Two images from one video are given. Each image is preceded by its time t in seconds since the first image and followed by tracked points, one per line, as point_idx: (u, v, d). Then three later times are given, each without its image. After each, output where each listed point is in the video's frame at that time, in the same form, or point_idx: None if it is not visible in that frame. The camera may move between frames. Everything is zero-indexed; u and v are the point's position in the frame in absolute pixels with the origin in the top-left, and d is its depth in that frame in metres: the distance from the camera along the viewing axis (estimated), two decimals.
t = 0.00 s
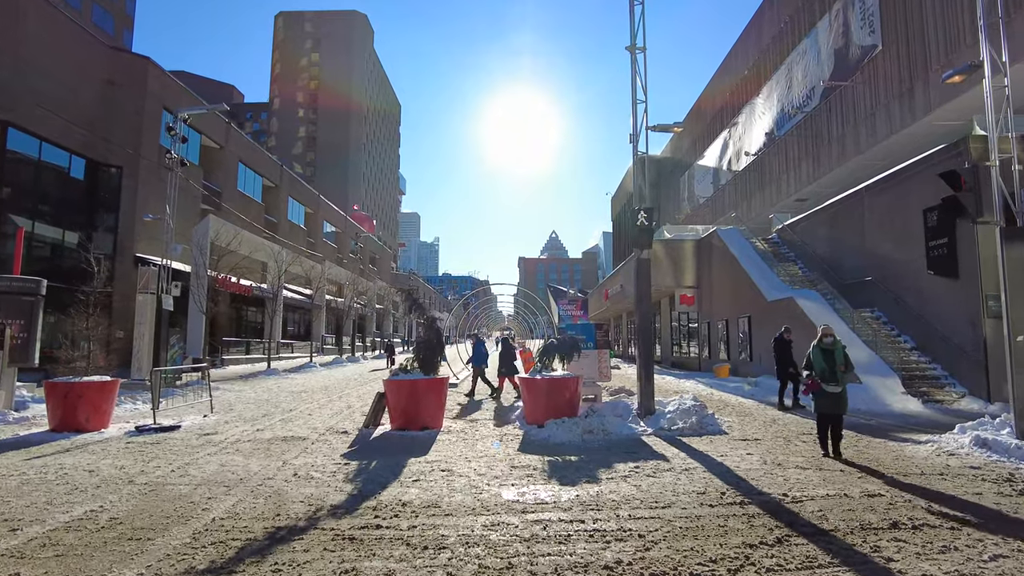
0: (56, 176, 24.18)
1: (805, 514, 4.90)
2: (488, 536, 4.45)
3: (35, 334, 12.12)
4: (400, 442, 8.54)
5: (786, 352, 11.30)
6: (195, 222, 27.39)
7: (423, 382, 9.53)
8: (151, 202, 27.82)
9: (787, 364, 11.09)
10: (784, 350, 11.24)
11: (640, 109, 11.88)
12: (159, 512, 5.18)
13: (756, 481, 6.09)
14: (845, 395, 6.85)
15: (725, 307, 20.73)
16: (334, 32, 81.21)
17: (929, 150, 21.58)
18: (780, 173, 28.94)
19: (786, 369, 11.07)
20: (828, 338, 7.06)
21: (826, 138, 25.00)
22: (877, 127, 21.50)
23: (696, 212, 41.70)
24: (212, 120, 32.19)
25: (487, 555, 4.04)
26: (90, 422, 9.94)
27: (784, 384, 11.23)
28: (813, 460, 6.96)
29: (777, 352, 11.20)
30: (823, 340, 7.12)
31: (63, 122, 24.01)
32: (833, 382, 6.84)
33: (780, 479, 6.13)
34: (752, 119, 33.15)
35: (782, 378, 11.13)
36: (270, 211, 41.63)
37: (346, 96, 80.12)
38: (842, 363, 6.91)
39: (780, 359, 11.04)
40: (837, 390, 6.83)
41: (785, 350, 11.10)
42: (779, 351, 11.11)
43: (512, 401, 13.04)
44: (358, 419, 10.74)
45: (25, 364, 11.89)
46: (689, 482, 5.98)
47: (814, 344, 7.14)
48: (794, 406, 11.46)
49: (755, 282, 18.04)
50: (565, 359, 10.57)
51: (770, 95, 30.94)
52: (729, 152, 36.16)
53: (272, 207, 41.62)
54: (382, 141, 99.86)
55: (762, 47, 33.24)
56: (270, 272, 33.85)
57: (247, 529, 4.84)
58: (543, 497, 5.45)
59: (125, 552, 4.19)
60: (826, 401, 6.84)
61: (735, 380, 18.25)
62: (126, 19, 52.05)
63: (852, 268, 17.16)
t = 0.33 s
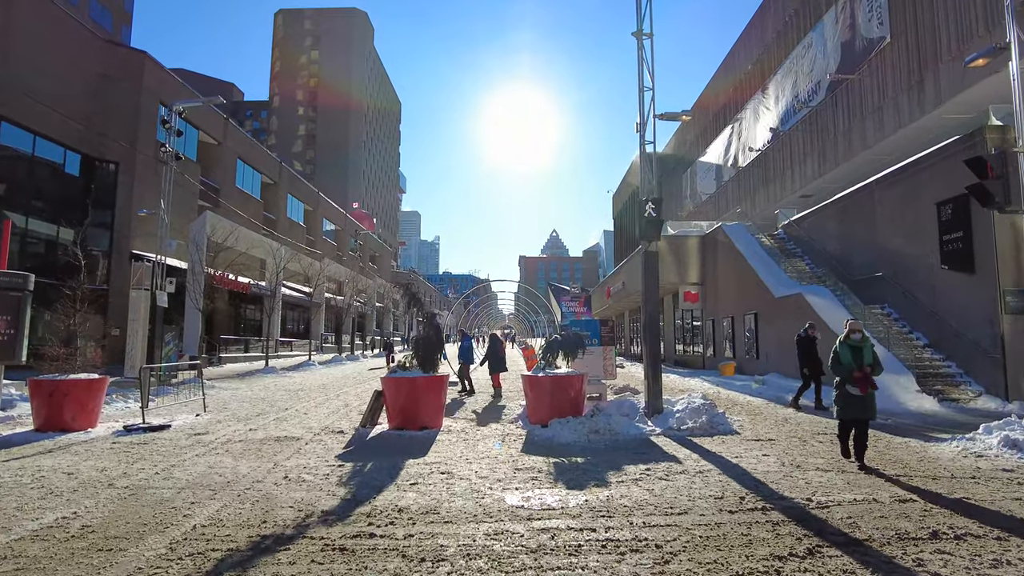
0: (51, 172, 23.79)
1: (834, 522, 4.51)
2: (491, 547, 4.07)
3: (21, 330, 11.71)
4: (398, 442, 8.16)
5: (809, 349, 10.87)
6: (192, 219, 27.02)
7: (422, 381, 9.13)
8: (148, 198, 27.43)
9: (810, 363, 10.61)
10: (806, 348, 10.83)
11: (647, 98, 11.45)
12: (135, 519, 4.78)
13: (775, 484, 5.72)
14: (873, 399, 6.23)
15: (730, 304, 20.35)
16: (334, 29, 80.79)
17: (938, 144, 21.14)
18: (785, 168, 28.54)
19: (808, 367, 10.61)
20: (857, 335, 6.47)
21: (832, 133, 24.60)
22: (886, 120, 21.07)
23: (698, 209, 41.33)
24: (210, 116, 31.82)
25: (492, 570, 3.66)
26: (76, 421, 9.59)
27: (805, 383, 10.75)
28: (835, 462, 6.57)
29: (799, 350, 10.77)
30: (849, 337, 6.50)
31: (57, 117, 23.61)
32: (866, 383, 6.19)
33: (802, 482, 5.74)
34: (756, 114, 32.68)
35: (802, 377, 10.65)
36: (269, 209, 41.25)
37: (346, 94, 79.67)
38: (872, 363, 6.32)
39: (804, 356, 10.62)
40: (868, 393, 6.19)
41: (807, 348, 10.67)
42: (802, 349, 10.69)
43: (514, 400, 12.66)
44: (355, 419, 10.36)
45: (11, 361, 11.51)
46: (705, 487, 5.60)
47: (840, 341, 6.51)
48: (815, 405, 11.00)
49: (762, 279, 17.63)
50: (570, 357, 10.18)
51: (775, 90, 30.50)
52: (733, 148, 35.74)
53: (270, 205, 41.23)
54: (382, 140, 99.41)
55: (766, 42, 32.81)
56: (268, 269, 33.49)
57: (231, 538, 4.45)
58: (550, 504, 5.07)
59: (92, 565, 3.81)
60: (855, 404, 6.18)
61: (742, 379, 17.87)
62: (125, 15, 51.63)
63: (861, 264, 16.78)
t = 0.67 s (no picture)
0: (45, 169, 23.40)
1: (868, 541, 4.14)
2: (497, 571, 3.71)
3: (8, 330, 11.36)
4: (396, 448, 7.81)
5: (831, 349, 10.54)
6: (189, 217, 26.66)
7: (422, 384, 8.76)
8: (144, 196, 27.07)
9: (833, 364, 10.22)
10: (827, 348, 10.49)
11: (655, 92, 11.08)
12: (109, 536, 4.42)
13: (797, 496, 5.36)
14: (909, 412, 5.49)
15: (735, 304, 20.00)
16: (334, 29, 80.48)
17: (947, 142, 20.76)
18: (789, 167, 28.20)
19: (827, 370, 10.24)
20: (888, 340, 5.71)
21: (837, 131, 24.26)
22: (893, 118, 20.74)
23: (700, 209, 41.04)
24: (209, 114, 31.47)
25: None
26: (62, 425, 9.24)
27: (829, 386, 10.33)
28: (859, 472, 6.21)
29: (820, 351, 10.41)
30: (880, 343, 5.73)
31: (51, 113, 23.22)
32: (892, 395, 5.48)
33: (826, 493, 5.37)
34: (760, 113, 32.31)
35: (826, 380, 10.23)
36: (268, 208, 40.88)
37: (346, 93, 79.24)
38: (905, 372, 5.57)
39: (825, 356, 10.25)
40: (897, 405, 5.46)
41: (829, 349, 10.30)
42: (824, 350, 10.31)
43: (515, 403, 12.31)
44: (352, 423, 10.00)
45: None
46: (723, 500, 5.25)
47: (868, 348, 5.78)
48: (835, 408, 10.58)
49: (769, 280, 17.25)
50: (574, 359, 9.81)
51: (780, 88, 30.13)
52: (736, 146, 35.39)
53: (269, 204, 40.85)
54: (382, 139, 99.08)
55: (770, 39, 32.45)
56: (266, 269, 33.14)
57: (212, 559, 4.08)
58: (559, 519, 4.72)
59: None
60: (885, 420, 5.47)
61: (749, 382, 17.48)
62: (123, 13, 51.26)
63: (870, 263, 16.43)
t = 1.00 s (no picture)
0: (37, 165, 22.96)
1: (906, 558, 3.76)
2: None
3: None
4: (392, 452, 7.43)
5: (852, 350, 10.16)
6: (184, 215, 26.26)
7: (418, 384, 8.36)
8: (138, 193, 26.65)
9: (855, 365, 9.83)
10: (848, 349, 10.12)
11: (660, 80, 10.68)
12: (72, 552, 4.01)
13: (821, 504, 4.98)
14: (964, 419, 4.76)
15: (739, 303, 19.65)
16: (333, 27, 80.04)
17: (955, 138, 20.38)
18: (792, 165, 27.86)
19: (849, 371, 9.86)
20: (937, 337, 5.01)
21: (842, 128, 23.92)
22: (900, 114, 20.39)
23: (701, 208, 40.71)
24: (205, 111, 31.07)
25: None
26: (42, 427, 8.82)
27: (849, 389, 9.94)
28: (881, 478, 5.83)
29: (841, 351, 10.02)
30: (927, 341, 5.02)
31: (43, 109, 22.77)
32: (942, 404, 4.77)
33: (851, 502, 4.99)
34: (763, 110, 31.96)
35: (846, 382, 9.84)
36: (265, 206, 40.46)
37: (345, 92, 78.68)
38: (958, 374, 4.87)
39: (845, 357, 9.88)
40: (951, 413, 4.75)
41: (851, 350, 9.91)
42: (846, 350, 9.91)
43: (514, 404, 11.94)
44: (346, 425, 9.61)
45: None
46: (742, 511, 4.86)
47: (913, 345, 5.05)
48: (853, 411, 10.20)
49: (774, 278, 16.87)
50: (577, 358, 9.42)
51: (783, 84, 29.73)
52: (738, 144, 35.02)
53: (266, 202, 40.43)
54: (381, 139, 98.62)
55: (772, 36, 32.11)
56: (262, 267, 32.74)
57: None
58: (565, 532, 4.33)
59: None
60: (941, 430, 4.72)
61: (755, 381, 17.09)
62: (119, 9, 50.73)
63: (878, 261, 16.09)
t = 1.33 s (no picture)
0: (29, 161, 22.57)
1: None
2: None
3: None
4: (389, 455, 7.08)
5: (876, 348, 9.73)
6: (179, 212, 25.88)
7: (416, 384, 8.02)
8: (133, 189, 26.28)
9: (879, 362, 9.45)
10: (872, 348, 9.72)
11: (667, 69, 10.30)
12: (33, 572, 3.65)
13: (848, 513, 4.63)
14: None
15: (744, 300, 19.34)
16: (332, 25, 79.59)
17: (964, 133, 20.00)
18: (796, 161, 27.50)
19: (875, 370, 9.44)
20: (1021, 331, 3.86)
21: (847, 123, 23.55)
22: (907, 109, 20.04)
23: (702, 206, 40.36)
24: (202, 107, 30.69)
25: None
26: (25, 428, 8.46)
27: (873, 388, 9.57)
28: (908, 483, 5.48)
29: (863, 347, 9.69)
30: (1006, 337, 3.91)
31: (36, 104, 22.38)
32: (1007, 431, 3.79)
33: (880, 509, 4.64)
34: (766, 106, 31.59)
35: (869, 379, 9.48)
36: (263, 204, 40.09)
37: (343, 91, 78.18)
38: None
39: (870, 354, 9.50)
40: None
41: (875, 346, 9.52)
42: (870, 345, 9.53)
43: (516, 405, 11.59)
44: (341, 426, 9.26)
45: None
46: (765, 521, 4.51)
47: (986, 344, 3.99)
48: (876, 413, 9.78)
49: (780, 275, 16.52)
50: (581, 357, 9.08)
51: (787, 79, 29.37)
52: (740, 141, 34.65)
53: (265, 200, 40.06)
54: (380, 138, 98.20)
55: (775, 31, 31.74)
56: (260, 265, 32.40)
57: None
58: (575, 547, 3.97)
59: None
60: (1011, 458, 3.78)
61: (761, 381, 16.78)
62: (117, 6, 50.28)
63: (887, 257, 15.74)
